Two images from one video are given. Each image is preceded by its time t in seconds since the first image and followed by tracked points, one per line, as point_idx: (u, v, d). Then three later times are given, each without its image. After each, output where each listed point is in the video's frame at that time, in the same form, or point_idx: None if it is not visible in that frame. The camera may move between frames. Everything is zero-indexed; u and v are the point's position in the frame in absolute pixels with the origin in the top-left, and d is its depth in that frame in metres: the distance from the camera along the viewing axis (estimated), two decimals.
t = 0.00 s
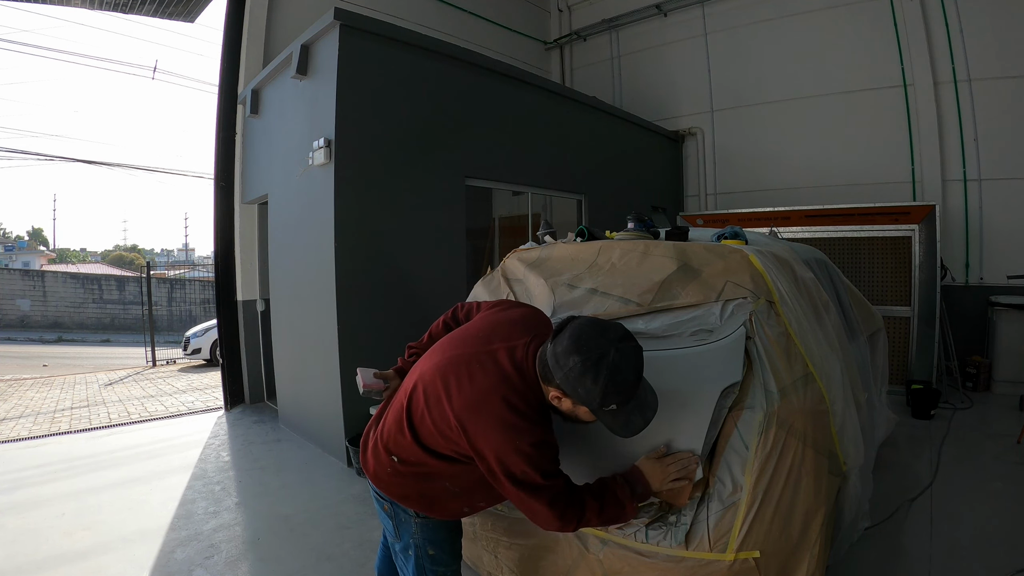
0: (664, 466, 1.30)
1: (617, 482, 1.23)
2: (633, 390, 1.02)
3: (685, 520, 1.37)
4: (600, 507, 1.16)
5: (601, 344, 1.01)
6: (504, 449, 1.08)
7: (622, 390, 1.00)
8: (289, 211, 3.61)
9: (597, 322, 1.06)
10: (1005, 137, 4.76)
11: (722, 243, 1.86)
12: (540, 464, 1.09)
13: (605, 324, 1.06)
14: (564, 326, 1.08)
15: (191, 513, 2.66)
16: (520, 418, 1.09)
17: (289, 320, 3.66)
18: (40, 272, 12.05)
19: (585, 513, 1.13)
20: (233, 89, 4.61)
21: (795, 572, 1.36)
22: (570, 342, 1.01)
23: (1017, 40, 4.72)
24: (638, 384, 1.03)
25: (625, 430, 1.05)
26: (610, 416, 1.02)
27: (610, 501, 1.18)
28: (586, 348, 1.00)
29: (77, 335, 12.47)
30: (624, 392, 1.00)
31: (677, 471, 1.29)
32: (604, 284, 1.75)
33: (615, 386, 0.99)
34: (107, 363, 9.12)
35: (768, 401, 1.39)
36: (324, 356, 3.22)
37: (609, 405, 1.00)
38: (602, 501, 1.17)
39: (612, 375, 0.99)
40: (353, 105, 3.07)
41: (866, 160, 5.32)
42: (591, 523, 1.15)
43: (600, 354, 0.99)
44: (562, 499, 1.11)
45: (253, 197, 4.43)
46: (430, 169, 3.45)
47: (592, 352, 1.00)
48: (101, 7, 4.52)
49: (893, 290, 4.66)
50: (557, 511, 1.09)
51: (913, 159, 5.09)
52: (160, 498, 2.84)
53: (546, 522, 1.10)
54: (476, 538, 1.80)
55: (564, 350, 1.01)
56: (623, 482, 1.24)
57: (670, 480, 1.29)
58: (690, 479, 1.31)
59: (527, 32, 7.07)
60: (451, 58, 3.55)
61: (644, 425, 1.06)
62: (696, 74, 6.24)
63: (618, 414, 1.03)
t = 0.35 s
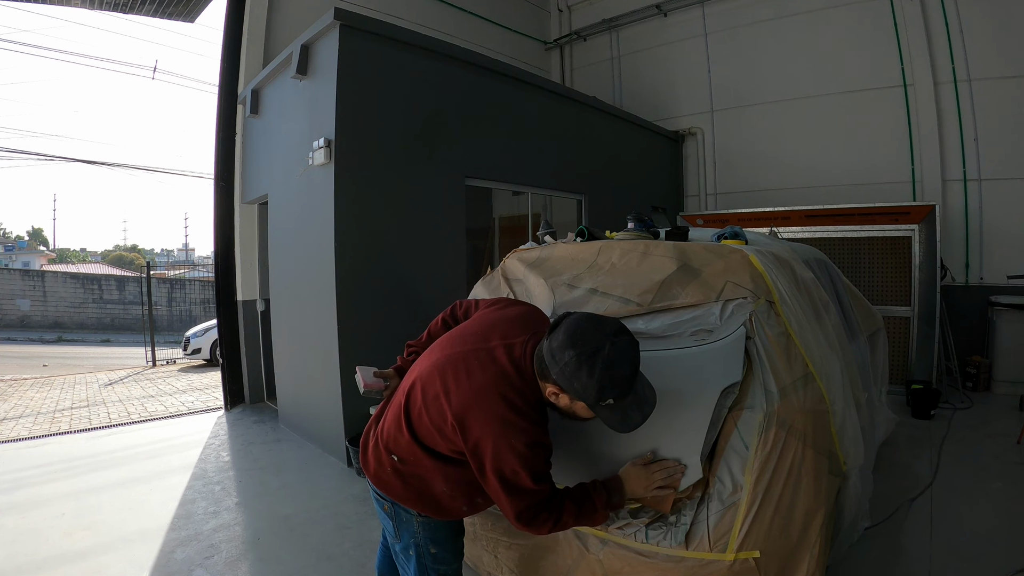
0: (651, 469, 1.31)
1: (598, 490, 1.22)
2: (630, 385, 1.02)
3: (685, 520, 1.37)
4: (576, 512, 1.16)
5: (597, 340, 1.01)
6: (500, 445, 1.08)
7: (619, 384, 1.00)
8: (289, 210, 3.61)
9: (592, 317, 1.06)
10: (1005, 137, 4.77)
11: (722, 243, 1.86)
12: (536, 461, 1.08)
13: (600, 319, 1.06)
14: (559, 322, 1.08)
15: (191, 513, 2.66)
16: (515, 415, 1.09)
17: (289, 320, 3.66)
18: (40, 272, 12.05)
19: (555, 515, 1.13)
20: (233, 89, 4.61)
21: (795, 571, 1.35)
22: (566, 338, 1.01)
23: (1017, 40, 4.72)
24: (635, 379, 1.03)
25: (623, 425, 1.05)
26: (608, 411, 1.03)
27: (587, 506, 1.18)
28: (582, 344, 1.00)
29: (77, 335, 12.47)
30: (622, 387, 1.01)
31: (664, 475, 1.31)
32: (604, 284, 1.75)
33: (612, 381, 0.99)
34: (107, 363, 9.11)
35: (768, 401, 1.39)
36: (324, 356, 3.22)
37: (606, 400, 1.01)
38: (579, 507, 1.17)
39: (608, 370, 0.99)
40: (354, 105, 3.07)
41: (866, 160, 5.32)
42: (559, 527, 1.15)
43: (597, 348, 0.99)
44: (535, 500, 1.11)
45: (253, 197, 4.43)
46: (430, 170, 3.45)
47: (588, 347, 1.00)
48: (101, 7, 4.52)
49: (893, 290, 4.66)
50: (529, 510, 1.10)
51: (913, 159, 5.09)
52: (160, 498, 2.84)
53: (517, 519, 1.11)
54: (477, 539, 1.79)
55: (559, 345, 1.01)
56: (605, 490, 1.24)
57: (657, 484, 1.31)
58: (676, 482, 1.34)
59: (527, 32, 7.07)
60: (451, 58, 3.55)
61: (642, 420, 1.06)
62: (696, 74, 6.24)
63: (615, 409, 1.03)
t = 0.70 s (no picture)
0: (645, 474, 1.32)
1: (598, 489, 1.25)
2: (627, 388, 1.02)
3: (685, 520, 1.37)
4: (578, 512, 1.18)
5: (597, 342, 1.00)
6: (499, 445, 1.08)
7: (616, 387, 1.00)
8: (289, 210, 3.61)
9: (592, 319, 1.05)
10: (1005, 138, 4.77)
11: (722, 243, 1.86)
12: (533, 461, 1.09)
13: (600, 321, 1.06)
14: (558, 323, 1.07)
15: (191, 513, 2.66)
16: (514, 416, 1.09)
17: (289, 320, 3.66)
18: (40, 272, 12.06)
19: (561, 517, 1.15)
20: (233, 89, 4.61)
21: (795, 571, 1.36)
22: (565, 339, 1.00)
23: (1017, 40, 4.73)
24: (633, 382, 1.03)
25: (619, 426, 1.05)
26: (605, 413, 1.03)
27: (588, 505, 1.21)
28: (581, 346, 0.99)
29: (77, 335, 12.47)
30: (619, 389, 1.01)
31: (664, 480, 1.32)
32: (604, 284, 1.75)
33: (610, 384, 0.99)
34: (107, 363, 9.11)
35: (768, 401, 1.39)
36: (324, 356, 3.23)
37: (603, 402, 1.01)
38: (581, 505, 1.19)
39: (607, 373, 0.99)
40: (354, 105, 3.07)
41: (866, 160, 5.32)
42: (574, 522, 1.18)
43: (596, 351, 0.99)
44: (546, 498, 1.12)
45: (253, 197, 4.43)
46: (431, 169, 3.45)
47: (587, 350, 0.99)
48: (101, 7, 4.52)
49: (893, 290, 4.66)
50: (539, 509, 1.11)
51: (913, 159, 5.09)
52: (160, 498, 2.84)
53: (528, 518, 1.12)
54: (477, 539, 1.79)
55: (559, 347, 1.01)
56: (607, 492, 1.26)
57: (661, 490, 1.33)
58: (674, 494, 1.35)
59: (527, 32, 7.07)
60: (451, 58, 3.55)
61: (638, 422, 1.07)
62: (696, 74, 6.24)
63: (612, 412, 1.03)
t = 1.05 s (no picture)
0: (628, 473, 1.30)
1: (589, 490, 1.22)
2: (608, 409, 1.03)
3: (685, 520, 1.37)
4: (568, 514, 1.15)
5: (587, 360, 1.00)
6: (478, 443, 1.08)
7: (599, 405, 1.01)
8: (289, 210, 3.61)
9: (585, 335, 1.06)
10: (1005, 138, 4.77)
11: (721, 243, 1.86)
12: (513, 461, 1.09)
13: (593, 338, 1.06)
14: (554, 331, 1.07)
15: (191, 513, 2.66)
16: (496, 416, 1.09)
17: (289, 321, 3.66)
18: (40, 272, 12.07)
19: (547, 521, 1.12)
20: (233, 89, 4.61)
21: (795, 572, 1.35)
22: (559, 352, 1.00)
23: (1017, 40, 4.73)
24: (613, 402, 1.04)
25: (592, 441, 1.06)
26: (583, 428, 1.03)
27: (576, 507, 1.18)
28: (573, 362, 0.99)
29: (77, 335, 12.48)
30: (601, 407, 1.01)
31: (646, 478, 1.30)
32: (604, 284, 1.75)
33: (593, 404, 0.99)
34: (107, 363, 9.11)
35: (769, 401, 1.39)
36: (324, 356, 3.23)
37: (582, 418, 1.01)
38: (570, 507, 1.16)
39: (593, 390, 1.00)
40: (353, 105, 3.07)
41: (866, 160, 5.32)
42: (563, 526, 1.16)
43: (587, 370, 0.99)
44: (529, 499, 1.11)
45: (253, 197, 4.44)
46: (431, 169, 3.45)
47: (579, 366, 0.99)
48: (101, 7, 4.52)
49: (893, 291, 4.66)
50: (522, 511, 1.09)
51: (913, 159, 5.09)
52: (160, 498, 2.84)
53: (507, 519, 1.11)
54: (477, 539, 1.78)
55: (552, 357, 1.00)
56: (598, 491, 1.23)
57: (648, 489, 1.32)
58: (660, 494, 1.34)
59: (527, 32, 7.07)
60: (451, 58, 3.55)
61: (612, 438, 1.08)
62: (696, 74, 6.24)
63: (589, 429, 1.04)
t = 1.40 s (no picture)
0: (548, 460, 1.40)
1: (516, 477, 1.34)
2: (545, 415, 1.12)
3: (684, 520, 1.36)
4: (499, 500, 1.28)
5: (532, 374, 1.07)
6: (424, 442, 1.16)
7: (538, 415, 1.09)
8: (289, 210, 3.61)
9: (532, 348, 1.11)
10: (1005, 138, 4.77)
11: (721, 243, 1.88)
12: (454, 459, 1.18)
13: (538, 352, 1.12)
14: (504, 342, 1.11)
15: (191, 513, 2.66)
16: (439, 416, 1.16)
17: (289, 321, 3.66)
18: (40, 272, 12.08)
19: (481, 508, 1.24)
20: (233, 89, 4.61)
21: (794, 572, 1.35)
22: (507, 367, 1.05)
23: (1017, 40, 4.73)
24: (550, 410, 1.13)
25: (525, 439, 1.16)
26: (521, 431, 1.12)
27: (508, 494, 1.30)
28: (520, 377, 1.05)
29: (77, 336, 12.47)
30: (541, 416, 1.10)
31: (564, 464, 1.40)
32: (604, 284, 1.76)
33: (534, 414, 1.07)
34: (107, 363, 9.11)
35: (768, 401, 1.38)
36: (324, 356, 3.23)
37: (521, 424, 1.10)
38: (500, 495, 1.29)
39: (536, 402, 1.08)
40: (353, 105, 3.07)
41: (866, 160, 5.32)
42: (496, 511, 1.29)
43: (533, 386, 1.06)
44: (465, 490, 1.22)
45: (253, 197, 4.44)
46: (431, 169, 3.45)
47: (524, 380, 1.06)
48: (101, 7, 4.52)
49: (893, 291, 4.66)
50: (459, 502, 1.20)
51: (913, 159, 5.09)
52: (160, 498, 2.84)
53: (450, 508, 1.20)
54: (476, 538, 1.76)
55: (500, 371, 1.05)
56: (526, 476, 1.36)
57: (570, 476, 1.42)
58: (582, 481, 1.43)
59: (527, 32, 7.07)
60: (451, 58, 3.55)
61: (543, 438, 1.18)
62: (696, 74, 6.24)
63: (525, 430, 1.14)
